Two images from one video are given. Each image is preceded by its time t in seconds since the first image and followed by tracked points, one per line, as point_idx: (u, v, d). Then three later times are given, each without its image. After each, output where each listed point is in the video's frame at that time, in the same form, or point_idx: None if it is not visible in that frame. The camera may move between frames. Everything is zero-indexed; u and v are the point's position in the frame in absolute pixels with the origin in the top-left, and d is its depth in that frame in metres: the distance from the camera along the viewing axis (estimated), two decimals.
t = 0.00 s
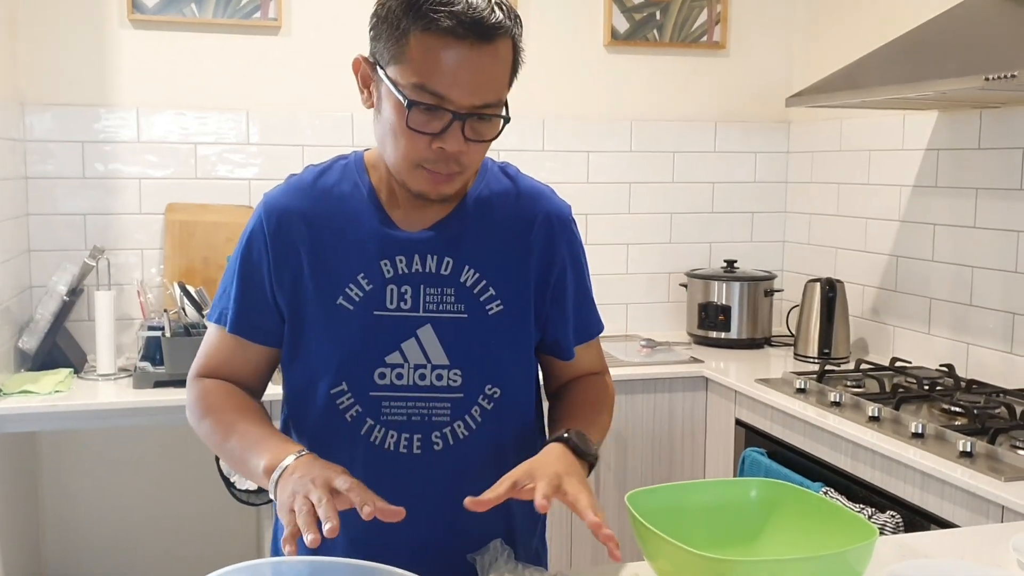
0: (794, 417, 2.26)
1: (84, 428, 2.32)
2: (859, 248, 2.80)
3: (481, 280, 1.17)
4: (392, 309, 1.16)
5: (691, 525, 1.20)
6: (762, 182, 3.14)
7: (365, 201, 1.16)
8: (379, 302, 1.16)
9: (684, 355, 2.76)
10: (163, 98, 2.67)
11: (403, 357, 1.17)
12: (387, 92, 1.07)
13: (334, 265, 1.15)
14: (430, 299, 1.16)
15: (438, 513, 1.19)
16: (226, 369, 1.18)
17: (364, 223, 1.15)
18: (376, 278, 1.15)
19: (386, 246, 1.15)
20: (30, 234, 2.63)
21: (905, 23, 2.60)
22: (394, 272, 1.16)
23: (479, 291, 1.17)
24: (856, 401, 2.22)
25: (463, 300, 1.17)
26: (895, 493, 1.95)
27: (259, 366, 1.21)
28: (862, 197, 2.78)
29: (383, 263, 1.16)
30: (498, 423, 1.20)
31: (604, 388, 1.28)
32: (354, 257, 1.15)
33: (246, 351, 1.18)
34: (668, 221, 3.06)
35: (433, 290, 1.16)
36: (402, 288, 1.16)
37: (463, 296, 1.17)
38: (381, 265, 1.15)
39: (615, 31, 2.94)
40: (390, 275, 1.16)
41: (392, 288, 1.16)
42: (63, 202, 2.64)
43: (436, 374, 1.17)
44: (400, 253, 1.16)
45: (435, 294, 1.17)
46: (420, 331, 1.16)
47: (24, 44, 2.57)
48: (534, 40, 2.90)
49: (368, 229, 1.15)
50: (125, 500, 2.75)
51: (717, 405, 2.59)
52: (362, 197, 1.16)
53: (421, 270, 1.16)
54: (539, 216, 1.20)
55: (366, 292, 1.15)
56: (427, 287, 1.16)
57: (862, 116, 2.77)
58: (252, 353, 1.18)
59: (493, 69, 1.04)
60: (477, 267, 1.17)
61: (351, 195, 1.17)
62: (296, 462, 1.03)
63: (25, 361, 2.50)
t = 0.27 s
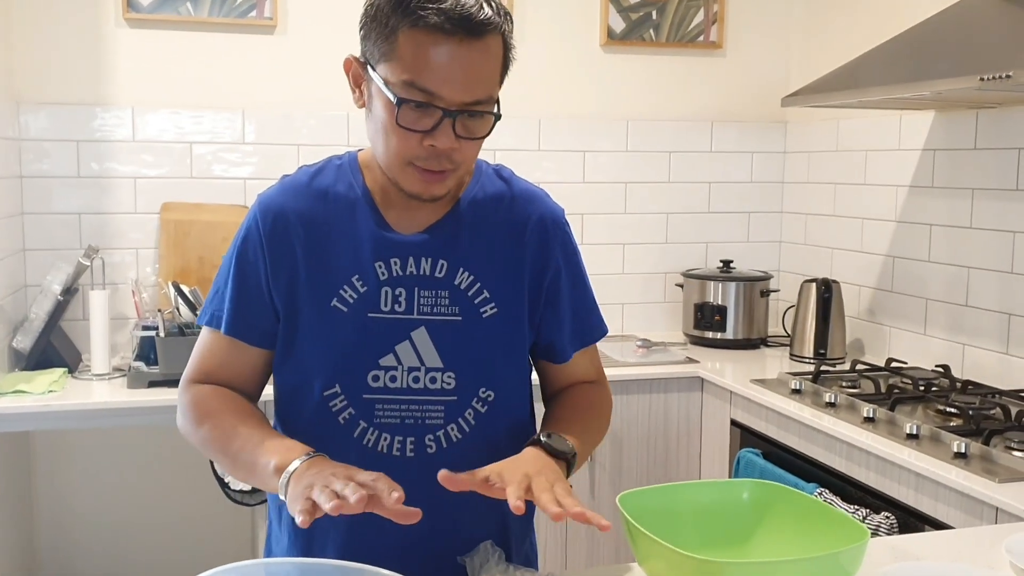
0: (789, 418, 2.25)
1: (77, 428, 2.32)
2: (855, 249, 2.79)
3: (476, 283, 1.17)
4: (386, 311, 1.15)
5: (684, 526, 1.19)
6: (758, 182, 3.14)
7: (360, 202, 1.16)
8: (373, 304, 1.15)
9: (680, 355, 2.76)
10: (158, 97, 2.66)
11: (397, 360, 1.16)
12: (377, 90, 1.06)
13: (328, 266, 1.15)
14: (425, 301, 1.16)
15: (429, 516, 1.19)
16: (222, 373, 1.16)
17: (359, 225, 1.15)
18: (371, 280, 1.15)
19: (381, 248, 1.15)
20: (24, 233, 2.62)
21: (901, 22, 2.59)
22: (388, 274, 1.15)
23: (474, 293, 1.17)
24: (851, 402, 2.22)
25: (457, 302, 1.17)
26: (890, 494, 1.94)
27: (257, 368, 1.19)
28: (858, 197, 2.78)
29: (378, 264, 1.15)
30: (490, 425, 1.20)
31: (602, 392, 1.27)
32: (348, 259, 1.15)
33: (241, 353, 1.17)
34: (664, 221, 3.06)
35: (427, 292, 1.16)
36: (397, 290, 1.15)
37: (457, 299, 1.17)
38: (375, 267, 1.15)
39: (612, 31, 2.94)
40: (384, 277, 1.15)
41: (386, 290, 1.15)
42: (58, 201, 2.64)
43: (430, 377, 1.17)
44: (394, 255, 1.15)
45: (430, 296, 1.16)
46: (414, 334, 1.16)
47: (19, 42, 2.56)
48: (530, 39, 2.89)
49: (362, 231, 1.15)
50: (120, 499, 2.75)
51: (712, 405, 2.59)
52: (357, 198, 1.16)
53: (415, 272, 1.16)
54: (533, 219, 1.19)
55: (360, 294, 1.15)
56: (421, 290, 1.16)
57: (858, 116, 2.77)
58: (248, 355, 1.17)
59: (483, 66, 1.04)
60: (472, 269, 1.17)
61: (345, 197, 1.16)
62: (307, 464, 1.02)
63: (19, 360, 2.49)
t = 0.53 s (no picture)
0: (786, 418, 2.25)
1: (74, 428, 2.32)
2: (852, 248, 2.79)
3: (472, 283, 1.17)
4: (382, 311, 1.15)
5: (679, 527, 1.19)
6: (756, 182, 3.14)
7: (357, 203, 1.16)
8: (369, 304, 1.15)
9: (677, 355, 2.76)
10: (155, 97, 2.66)
11: (393, 360, 1.16)
12: (363, 86, 1.06)
13: (324, 266, 1.15)
14: (421, 302, 1.16)
15: (425, 518, 1.18)
16: (221, 377, 1.16)
17: (355, 225, 1.15)
18: (367, 280, 1.15)
19: (377, 248, 1.15)
20: (22, 234, 2.62)
21: (899, 22, 2.59)
22: (385, 274, 1.15)
23: (470, 294, 1.17)
24: (849, 402, 2.21)
25: (454, 302, 1.16)
26: (887, 495, 1.94)
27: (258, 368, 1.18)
28: (856, 197, 2.77)
29: (375, 264, 1.15)
30: (486, 425, 1.19)
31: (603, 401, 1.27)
32: (344, 259, 1.15)
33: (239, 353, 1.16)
34: (662, 221, 3.06)
35: (423, 292, 1.16)
36: (393, 290, 1.15)
37: (454, 299, 1.16)
38: (372, 267, 1.15)
39: (609, 31, 2.94)
40: (380, 277, 1.15)
41: (383, 291, 1.15)
42: (55, 201, 2.64)
43: (427, 377, 1.16)
44: (390, 255, 1.15)
45: (426, 297, 1.16)
46: (410, 334, 1.15)
47: (16, 42, 2.56)
48: (528, 39, 2.89)
49: (359, 232, 1.15)
50: (117, 499, 2.75)
51: (710, 405, 2.59)
52: (353, 198, 1.16)
53: (411, 273, 1.15)
54: (529, 220, 1.19)
55: (357, 294, 1.14)
56: (417, 290, 1.15)
57: (856, 115, 2.77)
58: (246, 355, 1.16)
59: (466, 61, 1.03)
60: (468, 269, 1.16)
61: (342, 197, 1.16)
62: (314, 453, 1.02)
63: (16, 360, 2.49)
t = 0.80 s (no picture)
0: (784, 417, 2.25)
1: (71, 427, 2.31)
2: (851, 247, 2.79)
3: (469, 280, 1.16)
4: (379, 309, 1.15)
5: (678, 526, 1.19)
6: (754, 180, 3.13)
7: (353, 200, 1.15)
8: (365, 302, 1.15)
9: (676, 354, 2.75)
10: (153, 95, 2.66)
11: (390, 357, 1.15)
12: (359, 65, 1.07)
13: (320, 263, 1.14)
14: (418, 299, 1.15)
15: (421, 518, 1.18)
16: (214, 375, 1.15)
17: (352, 222, 1.15)
18: (363, 278, 1.14)
19: (374, 245, 1.14)
20: (19, 232, 2.62)
21: (897, 20, 2.58)
22: (381, 271, 1.14)
23: (466, 291, 1.16)
24: (847, 401, 2.21)
25: (450, 299, 1.16)
26: (885, 494, 1.94)
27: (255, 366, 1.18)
28: (854, 196, 2.77)
29: (371, 262, 1.14)
30: (484, 424, 1.18)
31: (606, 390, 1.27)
32: (340, 256, 1.14)
33: (236, 351, 1.15)
34: (660, 219, 3.05)
35: (420, 290, 1.15)
36: (389, 287, 1.15)
37: (450, 296, 1.16)
38: (368, 264, 1.14)
39: (607, 29, 2.93)
40: (377, 274, 1.14)
41: (379, 288, 1.15)
42: (53, 200, 2.63)
43: (423, 374, 1.16)
44: (387, 252, 1.15)
45: (423, 294, 1.15)
46: (406, 331, 1.15)
47: (13, 40, 2.56)
48: (526, 37, 2.89)
49: (356, 229, 1.15)
50: (114, 498, 2.74)
51: (708, 404, 2.58)
52: (350, 196, 1.15)
53: (408, 270, 1.15)
54: (526, 217, 1.19)
55: (353, 291, 1.14)
56: (414, 287, 1.15)
57: (854, 114, 2.76)
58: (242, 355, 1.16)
59: (460, 35, 1.05)
60: (465, 266, 1.16)
61: (339, 195, 1.16)
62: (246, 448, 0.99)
63: (14, 359, 2.49)
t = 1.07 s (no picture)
0: (784, 414, 2.25)
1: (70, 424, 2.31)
2: (850, 244, 2.79)
3: (471, 272, 1.16)
4: (381, 301, 1.14)
5: (679, 522, 1.19)
6: (754, 177, 3.13)
7: (355, 194, 1.15)
8: (367, 294, 1.14)
9: (675, 351, 2.75)
10: (151, 92, 2.65)
11: (391, 349, 1.15)
12: (359, 50, 1.09)
13: (322, 255, 1.14)
14: (420, 291, 1.15)
15: (423, 514, 1.17)
16: (215, 367, 1.13)
17: (354, 216, 1.14)
18: (365, 270, 1.14)
19: (376, 237, 1.14)
20: (17, 229, 2.61)
21: (897, 17, 2.58)
22: (383, 263, 1.14)
23: (468, 283, 1.16)
24: (846, 397, 2.21)
25: (452, 292, 1.16)
26: (886, 490, 1.94)
27: (257, 358, 1.17)
28: (854, 192, 2.77)
29: (373, 254, 1.14)
30: (485, 416, 1.18)
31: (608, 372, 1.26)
32: (342, 248, 1.14)
33: (237, 341, 1.14)
34: (659, 216, 3.05)
35: (422, 282, 1.15)
36: (392, 280, 1.14)
37: (452, 289, 1.16)
38: (370, 257, 1.14)
39: (606, 25, 2.93)
40: (379, 266, 1.14)
41: (381, 280, 1.14)
42: (51, 197, 2.62)
43: (425, 366, 1.15)
44: (389, 245, 1.14)
45: (425, 286, 1.15)
46: (408, 323, 1.15)
47: (11, 36, 2.55)
48: (525, 34, 2.88)
49: (358, 222, 1.14)
50: (113, 495, 2.74)
51: (707, 401, 2.58)
52: (352, 189, 1.15)
53: (410, 263, 1.15)
54: (528, 211, 1.19)
55: (355, 283, 1.14)
56: (416, 279, 1.15)
57: (854, 110, 2.76)
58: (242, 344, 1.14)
59: (458, 19, 1.07)
60: (466, 259, 1.16)
61: (341, 188, 1.15)
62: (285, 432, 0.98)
63: (12, 356, 2.48)
